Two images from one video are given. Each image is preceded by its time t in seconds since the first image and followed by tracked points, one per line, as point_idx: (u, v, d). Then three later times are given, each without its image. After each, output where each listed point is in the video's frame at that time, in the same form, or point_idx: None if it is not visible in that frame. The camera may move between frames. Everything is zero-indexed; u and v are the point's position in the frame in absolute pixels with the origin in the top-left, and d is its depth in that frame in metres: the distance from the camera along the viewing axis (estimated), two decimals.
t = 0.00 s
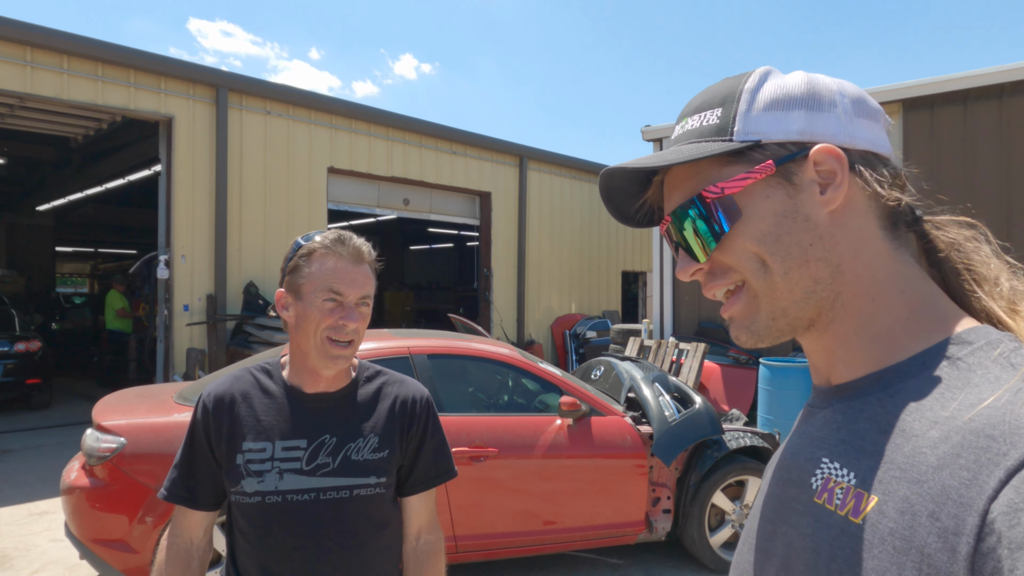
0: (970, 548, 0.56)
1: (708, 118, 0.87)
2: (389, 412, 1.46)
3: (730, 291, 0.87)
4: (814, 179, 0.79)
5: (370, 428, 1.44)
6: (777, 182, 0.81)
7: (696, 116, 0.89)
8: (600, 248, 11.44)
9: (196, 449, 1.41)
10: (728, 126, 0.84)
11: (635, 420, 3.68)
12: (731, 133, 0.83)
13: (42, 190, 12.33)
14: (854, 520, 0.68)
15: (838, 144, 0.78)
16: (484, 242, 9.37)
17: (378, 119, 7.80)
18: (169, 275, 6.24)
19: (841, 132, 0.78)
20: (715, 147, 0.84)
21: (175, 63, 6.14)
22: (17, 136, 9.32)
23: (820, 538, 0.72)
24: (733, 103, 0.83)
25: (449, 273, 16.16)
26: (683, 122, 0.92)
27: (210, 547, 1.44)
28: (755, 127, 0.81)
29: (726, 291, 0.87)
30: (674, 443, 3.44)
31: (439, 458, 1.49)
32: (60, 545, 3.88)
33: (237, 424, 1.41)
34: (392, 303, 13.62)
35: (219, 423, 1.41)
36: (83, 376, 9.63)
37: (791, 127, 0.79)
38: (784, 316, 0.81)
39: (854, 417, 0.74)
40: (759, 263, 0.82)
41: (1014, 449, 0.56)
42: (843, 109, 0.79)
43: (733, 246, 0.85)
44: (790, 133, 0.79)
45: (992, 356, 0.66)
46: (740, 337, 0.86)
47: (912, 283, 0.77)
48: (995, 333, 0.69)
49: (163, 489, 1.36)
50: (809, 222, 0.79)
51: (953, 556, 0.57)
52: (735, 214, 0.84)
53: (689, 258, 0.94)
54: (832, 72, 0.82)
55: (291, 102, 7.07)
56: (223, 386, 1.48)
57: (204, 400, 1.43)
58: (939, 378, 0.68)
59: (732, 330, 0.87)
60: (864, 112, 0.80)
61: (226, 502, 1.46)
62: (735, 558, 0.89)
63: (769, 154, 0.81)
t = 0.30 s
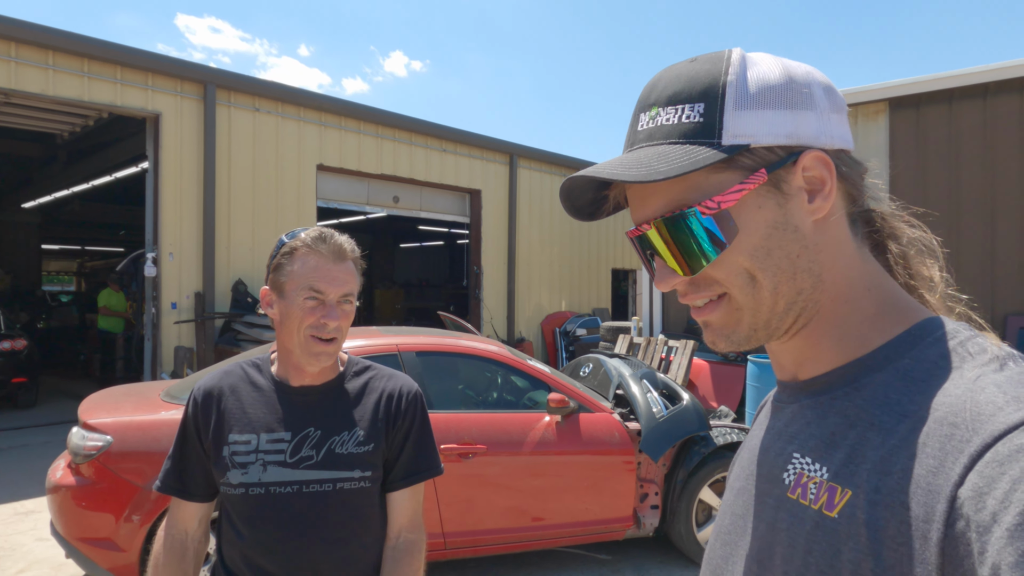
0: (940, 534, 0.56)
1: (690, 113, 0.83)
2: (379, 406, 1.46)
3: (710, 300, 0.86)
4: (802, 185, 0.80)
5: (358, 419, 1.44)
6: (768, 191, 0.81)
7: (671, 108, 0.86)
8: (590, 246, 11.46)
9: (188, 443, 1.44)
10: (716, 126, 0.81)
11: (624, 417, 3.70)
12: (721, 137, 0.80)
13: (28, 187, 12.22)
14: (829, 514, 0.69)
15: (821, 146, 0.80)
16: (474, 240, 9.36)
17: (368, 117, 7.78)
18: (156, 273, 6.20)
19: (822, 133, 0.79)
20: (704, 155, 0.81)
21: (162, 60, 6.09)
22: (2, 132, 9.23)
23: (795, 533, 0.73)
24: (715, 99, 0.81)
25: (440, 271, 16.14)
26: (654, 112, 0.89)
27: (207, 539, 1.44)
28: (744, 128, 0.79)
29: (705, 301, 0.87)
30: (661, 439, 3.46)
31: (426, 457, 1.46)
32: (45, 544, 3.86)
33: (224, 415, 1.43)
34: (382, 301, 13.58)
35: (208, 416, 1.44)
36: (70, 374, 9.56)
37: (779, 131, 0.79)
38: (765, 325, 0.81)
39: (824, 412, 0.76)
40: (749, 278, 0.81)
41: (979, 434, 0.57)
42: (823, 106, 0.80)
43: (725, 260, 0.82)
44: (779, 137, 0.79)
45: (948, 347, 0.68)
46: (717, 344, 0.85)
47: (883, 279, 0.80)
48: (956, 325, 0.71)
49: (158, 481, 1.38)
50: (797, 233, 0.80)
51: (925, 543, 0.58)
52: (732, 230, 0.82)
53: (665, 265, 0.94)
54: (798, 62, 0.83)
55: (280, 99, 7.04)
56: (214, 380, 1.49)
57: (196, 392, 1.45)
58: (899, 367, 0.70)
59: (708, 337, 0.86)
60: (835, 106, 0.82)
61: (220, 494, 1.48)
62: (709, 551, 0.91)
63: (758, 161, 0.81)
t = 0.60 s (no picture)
0: (921, 532, 0.58)
1: (637, 114, 0.91)
2: (369, 407, 1.45)
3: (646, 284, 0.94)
4: (721, 187, 0.82)
5: (353, 420, 1.43)
6: (686, 193, 0.86)
7: (632, 105, 0.92)
8: (578, 246, 11.48)
9: (182, 437, 1.44)
10: (650, 129, 0.88)
11: (610, 416, 3.72)
12: (651, 138, 0.87)
13: (9, 187, 12.04)
14: (807, 509, 0.70)
15: (749, 148, 0.80)
16: (461, 240, 9.35)
17: (354, 116, 7.75)
18: (141, 273, 6.14)
19: (754, 133, 0.79)
20: (636, 151, 0.89)
21: (147, 58, 6.04)
22: None
23: (775, 526, 0.74)
24: (653, 104, 0.87)
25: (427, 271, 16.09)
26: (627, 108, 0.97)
27: (204, 536, 1.45)
28: (669, 132, 0.85)
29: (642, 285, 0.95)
30: (648, 437, 3.48)
31: (423, 455, 1.46)
32: (27, 548, 3.80)
33: (217, 413, 1.42)
34: (369, 302, 13.52)
35: (201, 414, 1.43)
36: (52, 376, 9.43)
37: (701, 133, 0.82)
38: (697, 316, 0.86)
39: (803, 407, 0.77)
40: (672, 270, 0.87)
41: (960, 433, 0.58)
42: (765, 101, 0.78)
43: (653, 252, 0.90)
44: (700, 139, 0.82)
45: (929, 341, 0.69)
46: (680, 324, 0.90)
47: (854, 277, 0.79)
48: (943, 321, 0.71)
49: (155, 475, 1.39)
50: (714, 234, 0.83)
51: (905, 541, 0.59)
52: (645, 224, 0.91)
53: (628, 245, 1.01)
54: (757, 52, 0.82)
55: (266, 98, 7.00)
56: (208, 378, 1.50)
57: (189, 390, 1.46)
58: (878, 362, 0.71)
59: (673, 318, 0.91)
60: (791, 98, 0.79)
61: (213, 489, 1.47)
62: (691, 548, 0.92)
63: (677, 163, 0.86)
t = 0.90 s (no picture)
0: (880, 527, 0.60)
1: (646, 111, 0.95)
2: (363, 406, 1.45)
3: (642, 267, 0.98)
4: (712, 178, 0.84)
5: (348, 420, 1.43)
6: (680, 182, 0.89)
7: (645, 105, 0.96)
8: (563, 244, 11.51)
9: (174, 441, 1.42)
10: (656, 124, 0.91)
11: (595, 414, 3.73)
12: (655, 131, 0.91)
13: None
14: (781, 503, 0.72)
15: (740, 143, 0.82)
16: (446, 239, 9.35)
17: (338, 114, 7.72)
18: (121, 271, 6.07)
19: (747, 130, 0.81)
20: (640, 142, 0.93)
21: (127, 54, 5.96)
22: None
23: (752, 521, 0.76)
24: (661, 102, 0.90)
25: (412, 270, 16.05)
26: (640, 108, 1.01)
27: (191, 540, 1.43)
28: (671, 126, 0.88)
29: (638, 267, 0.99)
30: (633, 435, 3.51)
31: (420, 451, 1.48)
32: (6, 550, 3.75)
33: (213, 417, 1.41)
34: (353, 300, 13.47)
35: (195, 416, 1.42)
36: (30, 376, 9.29)
37: (698, 127, 0.85)
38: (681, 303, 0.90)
39: (785, 404, 0.78)
40: (664, 257, 0.91)
41: (918, 431, 0.61)
42: (759, 102, 0.81)
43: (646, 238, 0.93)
44: (696, 132, 0.85)
45: (903, 344, 0.71)
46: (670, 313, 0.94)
47: (839, 278, 0.81)
48: (919, 323, 0.73)
49: (144, 482, 1.37)
50: (705, 223, 0.86)
51: (867, 535, 0.61)
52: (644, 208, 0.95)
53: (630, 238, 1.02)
54: (763, 58, 0.84)
55: (248, 95, 6.94)
56: (201, 379, 1.48)
57: (181, 392, 1.44)
58: (853, 363, 0.73)
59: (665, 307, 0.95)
60: (785, 102, 0.80)
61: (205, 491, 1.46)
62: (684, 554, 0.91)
63: (676, 154, 0.88)
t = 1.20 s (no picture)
0: (896, 549, 0.59)
1: (635, 128, 0.94)
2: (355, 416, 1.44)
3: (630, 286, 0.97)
4: (700, 205, 0.84)
5: (338, 428, 1.42)
6: (666, 207, 0.88)
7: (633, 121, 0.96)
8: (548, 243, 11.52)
9: (162, 452, 1.39)
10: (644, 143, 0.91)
11: (582, 415, 3.74)
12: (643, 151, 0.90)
13: None
14: (793, 526, 0.72)
15: (730, 169, 0.82)
16: (431, 238, 9.32)
17: (323, 113, 7.66)
18: (101, 271, 5.97)
19: (737, 156, 0.81)
20: (629, 162, 0.92)
21: (107, 51, 5.87)
22: None
23: (761, 542, 0.76)
24: (651, 120, 0.90)
25: (397, 269, 15.99)
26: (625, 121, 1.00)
27: (176, 552, 1.41)
28: (659, 147, 0.88)
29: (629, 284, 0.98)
30: (619, 437, 3.52)
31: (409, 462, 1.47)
32: None
33: (200, 427, 1.39)
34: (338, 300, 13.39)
35: (183, 426, 1.40)
36: (7, 377, 9.13)
37: (687, 150, 0.85)
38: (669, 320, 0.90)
39: (791, 424, 0.78)
40: (649, 275, 0.90)
41: (932, 450, 0.60)
42: (750, 128, 0.81)
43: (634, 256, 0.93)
44: (686, 155, 0.85)
45: (910, 360, 0.70)
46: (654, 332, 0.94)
47: (832, 298, 0.81)
48: (923, 337, 0.74)
49: (130, 493, 1.34)
50: (691, 247, 0.86)
51: (882, 558, 0.61)
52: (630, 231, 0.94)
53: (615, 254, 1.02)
54: (755, 82, 0.84)
55: (231, 93, 6.86)
56: (188, 388, 1.45)
57: (170, 400, 1.41)
58: (861, 381, 0.73)
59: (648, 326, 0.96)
60: (778, 129, 0.81)
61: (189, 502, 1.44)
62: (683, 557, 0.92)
63: (664, 176, 0.89)
